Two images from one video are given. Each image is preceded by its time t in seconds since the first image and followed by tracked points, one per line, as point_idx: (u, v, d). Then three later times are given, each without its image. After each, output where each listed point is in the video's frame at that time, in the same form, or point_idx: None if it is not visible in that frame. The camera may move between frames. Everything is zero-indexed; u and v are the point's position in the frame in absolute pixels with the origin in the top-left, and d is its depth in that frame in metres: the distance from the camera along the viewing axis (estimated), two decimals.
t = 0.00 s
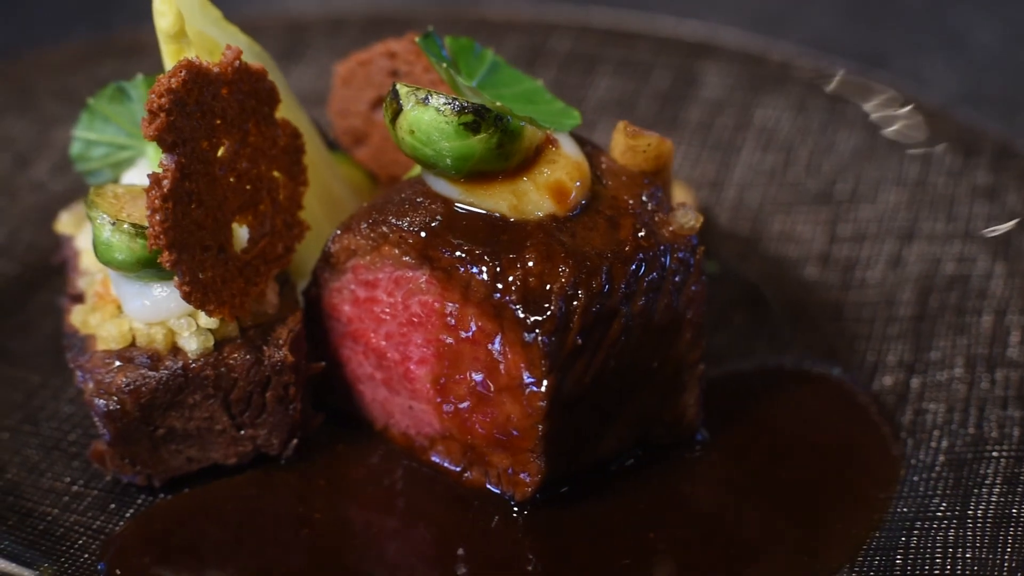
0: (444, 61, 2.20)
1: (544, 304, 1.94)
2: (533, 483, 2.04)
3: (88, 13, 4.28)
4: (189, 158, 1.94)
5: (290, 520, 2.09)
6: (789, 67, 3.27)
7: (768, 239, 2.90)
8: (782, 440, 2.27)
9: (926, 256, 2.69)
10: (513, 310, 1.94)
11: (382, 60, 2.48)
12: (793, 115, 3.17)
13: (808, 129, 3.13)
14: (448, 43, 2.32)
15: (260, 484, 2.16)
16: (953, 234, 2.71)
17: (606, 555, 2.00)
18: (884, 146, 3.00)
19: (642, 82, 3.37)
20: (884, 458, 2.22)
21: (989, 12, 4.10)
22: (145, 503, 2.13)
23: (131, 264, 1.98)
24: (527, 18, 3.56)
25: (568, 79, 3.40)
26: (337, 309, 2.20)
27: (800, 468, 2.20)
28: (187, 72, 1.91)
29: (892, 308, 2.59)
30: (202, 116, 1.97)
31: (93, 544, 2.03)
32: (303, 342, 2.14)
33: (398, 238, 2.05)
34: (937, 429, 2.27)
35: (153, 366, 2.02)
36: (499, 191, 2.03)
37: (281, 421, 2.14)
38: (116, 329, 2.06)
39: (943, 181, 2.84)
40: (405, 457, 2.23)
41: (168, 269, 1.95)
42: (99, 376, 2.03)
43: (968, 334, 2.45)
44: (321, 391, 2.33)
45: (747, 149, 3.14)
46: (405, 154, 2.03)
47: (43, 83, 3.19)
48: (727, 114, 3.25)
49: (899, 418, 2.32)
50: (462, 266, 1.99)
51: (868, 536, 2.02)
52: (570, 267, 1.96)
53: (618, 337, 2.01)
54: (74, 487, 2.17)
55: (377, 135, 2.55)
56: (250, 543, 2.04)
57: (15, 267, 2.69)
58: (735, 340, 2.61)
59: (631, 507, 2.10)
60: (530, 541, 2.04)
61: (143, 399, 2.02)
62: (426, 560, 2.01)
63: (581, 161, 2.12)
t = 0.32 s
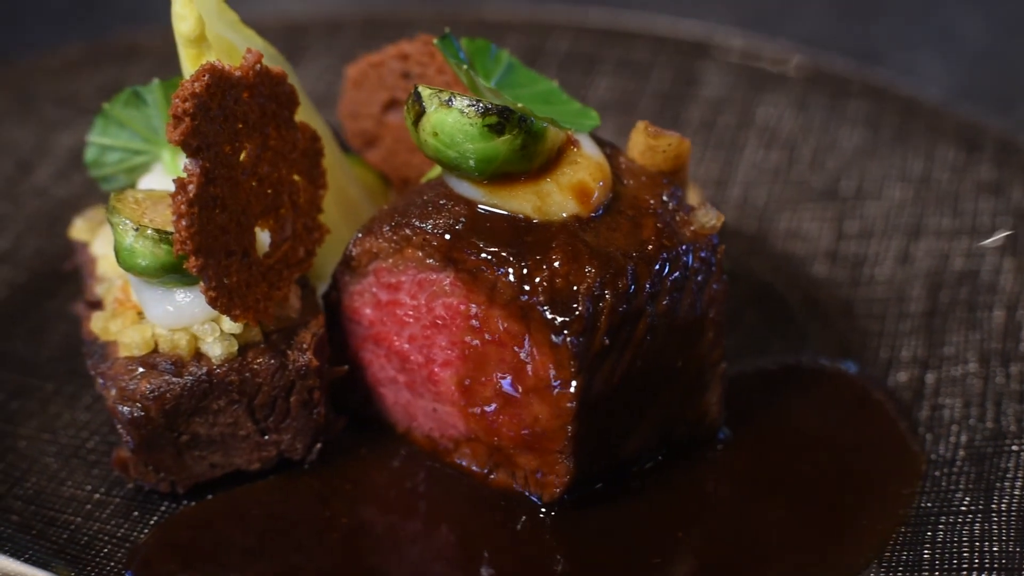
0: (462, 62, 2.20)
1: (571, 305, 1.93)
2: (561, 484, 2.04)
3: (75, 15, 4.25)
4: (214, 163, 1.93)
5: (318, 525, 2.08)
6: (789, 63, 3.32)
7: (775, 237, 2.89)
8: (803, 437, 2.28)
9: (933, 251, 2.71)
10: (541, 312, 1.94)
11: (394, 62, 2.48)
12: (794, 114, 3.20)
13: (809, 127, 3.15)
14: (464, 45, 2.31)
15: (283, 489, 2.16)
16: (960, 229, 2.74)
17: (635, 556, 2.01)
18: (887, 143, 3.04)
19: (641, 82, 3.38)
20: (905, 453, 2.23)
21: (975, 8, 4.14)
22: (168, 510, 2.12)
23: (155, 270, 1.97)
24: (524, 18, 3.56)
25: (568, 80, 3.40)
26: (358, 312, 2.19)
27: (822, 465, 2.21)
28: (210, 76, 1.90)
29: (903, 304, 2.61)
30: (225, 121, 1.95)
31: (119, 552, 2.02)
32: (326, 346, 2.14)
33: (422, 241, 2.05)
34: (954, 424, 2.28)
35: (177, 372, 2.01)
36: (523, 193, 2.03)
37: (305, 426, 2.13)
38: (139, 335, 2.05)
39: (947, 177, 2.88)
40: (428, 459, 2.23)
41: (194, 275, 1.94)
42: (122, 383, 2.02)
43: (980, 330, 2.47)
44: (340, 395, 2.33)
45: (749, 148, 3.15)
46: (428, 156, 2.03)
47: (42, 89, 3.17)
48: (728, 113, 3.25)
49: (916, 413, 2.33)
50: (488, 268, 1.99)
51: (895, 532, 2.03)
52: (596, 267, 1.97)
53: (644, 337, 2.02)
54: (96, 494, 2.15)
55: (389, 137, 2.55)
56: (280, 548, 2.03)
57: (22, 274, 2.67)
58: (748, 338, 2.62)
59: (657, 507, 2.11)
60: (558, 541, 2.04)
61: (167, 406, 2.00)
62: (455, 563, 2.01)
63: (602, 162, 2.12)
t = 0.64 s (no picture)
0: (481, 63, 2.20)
1: (601, 305, 1.93)
2: (591, 485, 2.04)
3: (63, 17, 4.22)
4: (240, 167, 1.92)
5: (346, 529, 2.07)
6: (791, 61, 3.36)
7: (783, 235, 2.91)
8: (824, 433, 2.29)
9: (941, 247, 2.72)
10: (571, 312, 1.94)
11: (408, 64, 2.47)
12: (796, 111, 3.22)
13: (812, 125, 3.17)
14: (480, 45, 2.30)
15: (309, 493, 2.15)
16: (967, 225, 2.76)
17: (665, 555, 2.01)
18: (889, 140, 3.06)
19: (642, 80, 3.38)
20: (926, 447, 2.23)
21: (965, 4, 4.17)
22: (194, 516, 2.10)
23: (181, 276, 1.96)
24: (522, 19, 3.56)
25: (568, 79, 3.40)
26: (381, 315, 2.19)
27: (845, 460, 2.22)
28: (236, 79, 1.89)
29: (914, 300, 2.62)
30: (250, 124, 1.94)
31: (148, 560, 2.00)
32: (350, 349, 2.13)
33: (448, 243, 2.05)
34: (973, 418, 2.29)
35: (204, 377, 2.00)
36: (548, 194, 2.03)
37: (331, 430, 2.13)
38: (164, 341, 2.03)
39: (951, 173, 2.90)
40: (452, 461, 2.23)
41: (222, 280, 1.93)
42: (148, 390, 2.00)
43: (993, 324, 2.48)
44: (362, 399, 2.32)
45: (752, 146, 3.16)
46: (453, 158, 2.02)
47: (42, 93, 3.14)
48: (730, 111, 3.27)
49: (934, 408, 2.34)
50: (516, 269, 1.99)
51: (922, 526, 2.04)
52: (624, 267, 1.97)
53: (671, 336, 2.02)
54: (120, 502, 2.13)
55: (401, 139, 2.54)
56: (309, 552, 2.02)
57: (31, 281, 2.65)
58: (761, 335, 2.63)
59: (686, 505, 2.11)
60: (589, 541, 2.04)
61: (195, 411, 1.99)
62: (486, 565, 2.00)
63: (625, 161, 2.13)
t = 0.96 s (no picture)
0: (499, 63, 2.19)
1: (628, 304, 1.94)
2: (618, 484, 2.04)
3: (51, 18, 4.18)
4: (265, 170, 1.91)
5: (372, 531, 2.06)
6: (786, 57, 3.36)
7: (789, 231, 2.92)
8: (843, 427, 2.29)
9: (948, 242, 2.74)
10: (598, 312, 1.94)
11: (420, 64, 2.47)
12: (797, 107, 3.23)
13: (813, 121, 3.18)
14: (496, 44, 2.30)
15: (332, 496, 2.14)
16: (972, 220, 2.77)
17: (694, 553, 2.01)
18: (891, 135, 3.07)
19: (642, 78, 3.39)
20: (945, 440, 2.25)
21: None
22: (218, 522, 2.09)
23: (204, 280, 1.94)
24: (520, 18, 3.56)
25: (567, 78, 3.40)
26: (402, 316, 2.19)
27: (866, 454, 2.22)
28: (260, 81, 1.88)
29: (924, 295, 2.63)
30: (274, 127, 1.93)
31: (174, 566, 1.98)
32: (373, 351, 2.13)
33: (471, 243, 2.05)
34: (989, 411, 2.30)
35: (228, 381, 1.99)
36: (572, 193, 2.03)
37: (355, 433, 2.12)
38: (187, 345, 2.02)
39: (955, 168, 2.92)
40: (475, 462, 2.22)
41: (249, 284, 1.92)
42: (171, 395, 1.99)
43: (1004, 317, 2.49)
44: (381, 401, 2.32)
45: (755, 143, 3.18)
46: (476, 158, 2.02)
47: (40, 97, 3.12)
48: (731, 108, 3.28)
49: (950, 402, 2.35)
50: (542, 270, 1.99)
51: (947, 520, 2.05)
52: (649, 266, 1.97)
53: (696, 334, 2.03)
54: (142, 508, 2.12)
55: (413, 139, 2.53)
56: (337, 554, 2.01)
57: (39, 286, 2.64)
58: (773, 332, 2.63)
59: (711, 502, 2.12)
60: (617, 540, 2.04)
61: (219, 416, 1.98)
62: (514, 565, 2.00)
63: (645, 160, 2.13)
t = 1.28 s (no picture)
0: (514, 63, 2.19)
1: (650, 304, 1.95)
2: (641, 483, 2.04)
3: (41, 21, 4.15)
4: (287, 173, 1.90)
5: (395, 534, 2.06)
6: (784, 54, 3.36)
7: (794, 228, 2.94)
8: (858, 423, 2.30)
9: (954, 238, 2.75)
10: (621, 312, 1.95)
11: (430, 65, 2.46)
12: (797, 104, 3.24)
13: (813, 118, 3.19)
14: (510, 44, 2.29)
15: (353, 499, 2.13)
16: (976, 216, 2.79)
17: (719, 551, 2.02)
18: (892, 132, 3.09)
19: (642, 77, 3.39)
20: (960, 436, 2.26)
21: None
22: (239, 526, 2.08)
23: (225, 284, 1.94)
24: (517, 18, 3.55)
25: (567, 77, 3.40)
26: (420, 318, 2.19)
27: (883, 451, 2.23)
28: (281, 84, 1.87)
29: (931, 291, 2.65)
30: (295, 129, 1.93)
31: (197, 572, 1.96)
32: (392, 353, 2.13)
33: (492, 244, 2.04)
34: (1003, 405, 2.30)
35: (249, 385, 1.98)
36: (591, 193, 2.04)
37: (376, 435, 2.12)
38: (207, 350, 2.01)
39: (957, 164, 2.93)
40: (495, 463, 2.22)
41: (271, 287, 1.90)
42: (192, 400, 1.98)
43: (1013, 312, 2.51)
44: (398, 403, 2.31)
45: (756, 140, 3.19)
46: (496, 159, 2.02)
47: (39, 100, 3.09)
48: (731, 106, 3.29)
49: (962, 397, 2.36)
50: (563, 270, 1.99)
51: (967, 515, 2.06)
52: (670, 266, 1.98)
53: (717, 333, 2.04)
54: (161, 514, 2.10)
55: (423, 140, 2.53)
56: (361, 557, 2.00)
57: (46, 293, 2.62)
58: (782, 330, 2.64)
59: (732, 499, 2.13)
60: (639, 539, 2.05)
61: (241, 420, 1.97)
62: (537, 566, 2.00)
63: (662, 160, 2.13)
